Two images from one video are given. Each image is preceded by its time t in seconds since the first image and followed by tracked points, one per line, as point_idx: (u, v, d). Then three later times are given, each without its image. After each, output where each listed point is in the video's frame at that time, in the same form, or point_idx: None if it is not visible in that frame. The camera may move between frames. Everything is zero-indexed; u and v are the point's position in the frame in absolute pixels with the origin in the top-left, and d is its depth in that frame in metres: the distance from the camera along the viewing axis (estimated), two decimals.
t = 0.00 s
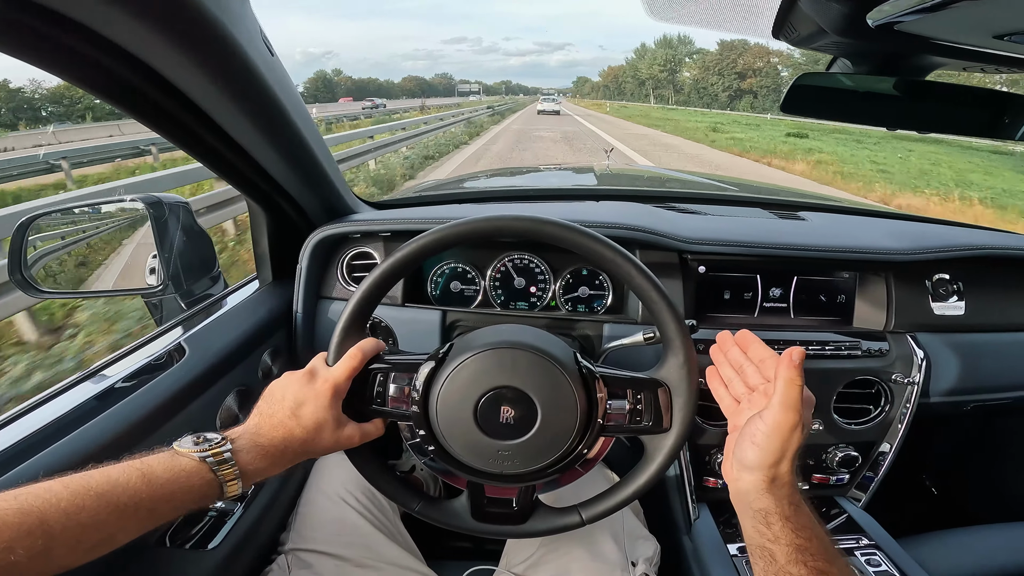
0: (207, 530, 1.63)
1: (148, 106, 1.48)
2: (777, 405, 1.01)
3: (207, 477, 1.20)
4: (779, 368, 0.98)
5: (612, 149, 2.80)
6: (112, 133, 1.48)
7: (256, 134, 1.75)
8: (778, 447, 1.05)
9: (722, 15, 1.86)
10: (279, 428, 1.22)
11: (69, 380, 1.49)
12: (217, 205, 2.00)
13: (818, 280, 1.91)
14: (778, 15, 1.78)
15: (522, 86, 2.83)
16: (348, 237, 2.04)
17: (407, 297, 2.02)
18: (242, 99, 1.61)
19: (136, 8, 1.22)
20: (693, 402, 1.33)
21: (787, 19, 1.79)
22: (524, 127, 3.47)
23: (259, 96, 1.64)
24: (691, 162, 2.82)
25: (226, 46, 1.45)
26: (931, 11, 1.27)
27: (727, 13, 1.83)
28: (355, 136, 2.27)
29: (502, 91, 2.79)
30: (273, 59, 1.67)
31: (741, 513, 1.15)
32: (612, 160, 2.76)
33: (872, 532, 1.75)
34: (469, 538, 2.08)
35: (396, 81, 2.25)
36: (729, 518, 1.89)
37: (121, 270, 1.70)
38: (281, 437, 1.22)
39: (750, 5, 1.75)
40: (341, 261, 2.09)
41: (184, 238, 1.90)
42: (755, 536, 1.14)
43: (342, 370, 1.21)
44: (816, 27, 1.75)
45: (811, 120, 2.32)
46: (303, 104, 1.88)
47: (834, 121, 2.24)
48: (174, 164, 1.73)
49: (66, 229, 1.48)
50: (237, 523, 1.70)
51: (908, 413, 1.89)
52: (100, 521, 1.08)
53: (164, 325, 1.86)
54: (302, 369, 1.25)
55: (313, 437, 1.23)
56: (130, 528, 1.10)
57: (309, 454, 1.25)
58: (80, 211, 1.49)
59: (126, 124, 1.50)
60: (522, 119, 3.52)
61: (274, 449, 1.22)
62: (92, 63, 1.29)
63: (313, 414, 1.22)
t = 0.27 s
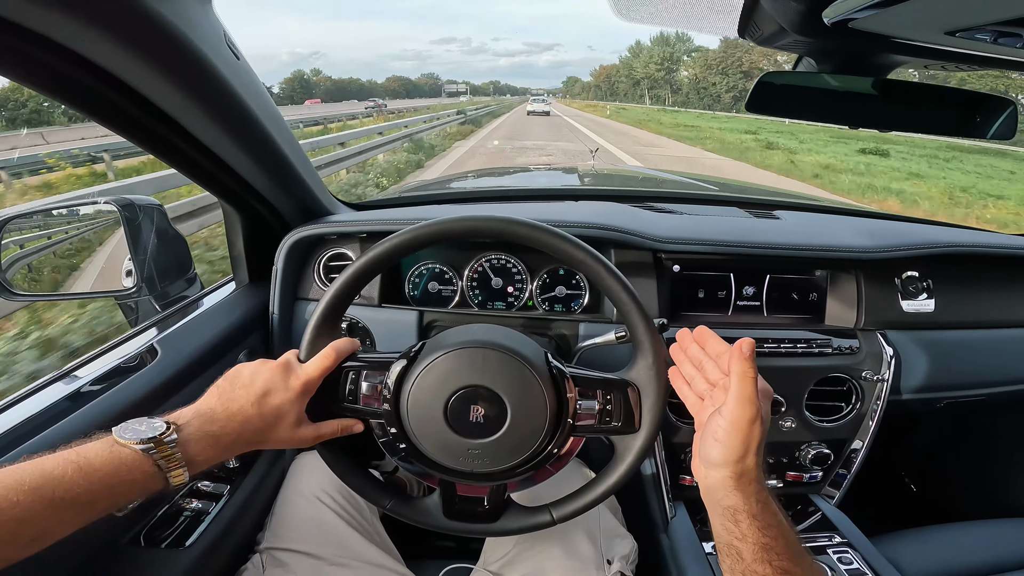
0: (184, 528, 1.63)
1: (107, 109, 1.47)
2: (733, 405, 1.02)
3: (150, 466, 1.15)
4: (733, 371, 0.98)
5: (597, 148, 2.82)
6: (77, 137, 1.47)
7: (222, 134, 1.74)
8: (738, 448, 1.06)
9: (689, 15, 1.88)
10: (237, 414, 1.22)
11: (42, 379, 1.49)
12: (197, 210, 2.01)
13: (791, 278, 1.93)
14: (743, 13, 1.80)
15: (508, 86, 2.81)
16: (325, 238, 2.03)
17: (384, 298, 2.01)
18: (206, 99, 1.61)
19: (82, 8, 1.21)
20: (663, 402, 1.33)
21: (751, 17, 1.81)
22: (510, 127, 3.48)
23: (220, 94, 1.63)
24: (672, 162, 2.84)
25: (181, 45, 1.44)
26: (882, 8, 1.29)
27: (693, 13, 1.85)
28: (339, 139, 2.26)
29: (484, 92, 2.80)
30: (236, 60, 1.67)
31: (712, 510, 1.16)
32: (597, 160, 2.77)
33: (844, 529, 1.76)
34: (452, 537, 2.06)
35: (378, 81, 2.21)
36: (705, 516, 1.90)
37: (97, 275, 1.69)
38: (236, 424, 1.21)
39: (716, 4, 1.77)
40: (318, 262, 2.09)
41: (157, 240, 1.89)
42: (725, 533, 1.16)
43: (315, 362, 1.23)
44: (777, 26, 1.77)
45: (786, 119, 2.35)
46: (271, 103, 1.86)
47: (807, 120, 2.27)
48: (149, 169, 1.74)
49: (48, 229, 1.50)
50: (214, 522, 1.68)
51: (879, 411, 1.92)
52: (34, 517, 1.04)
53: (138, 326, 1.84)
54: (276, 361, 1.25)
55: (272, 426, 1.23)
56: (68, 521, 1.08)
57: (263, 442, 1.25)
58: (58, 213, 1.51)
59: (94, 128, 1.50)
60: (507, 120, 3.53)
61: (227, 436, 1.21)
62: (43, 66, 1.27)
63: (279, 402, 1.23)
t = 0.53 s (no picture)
0: (179, 533, 1.62)
1: (100, 112, 1.47)
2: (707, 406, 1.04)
3: (132, 465, 1.14)
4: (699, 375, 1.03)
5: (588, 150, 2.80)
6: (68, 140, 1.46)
7: (212, 137, 1.73)
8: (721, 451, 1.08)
9: (678, 18, 1.89)
10: (228, 408, 1.20)
11: (32, 386, 1.47)
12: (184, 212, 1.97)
13: (781, 277, 1.96)
14: (732, 15, 1.82)
15: (495, 87, 2.81)
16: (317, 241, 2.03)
17: (377, 301, 2.02)
18: (197, 102, 1.61)
19: (74, 12, 1.21)
20: (658, 401, 1.35)
21: (738, 20, 1.83)
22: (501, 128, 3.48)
23: (210, 96, 1.62)
24: (662, 163, 2.86)
25: (172, 48, 1.45)
26: (866, 11, 1.31)
27: (682, 15, 1.87)
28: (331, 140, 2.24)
29: (475, 94, 2.80)
30: (229, 64, 1.67)
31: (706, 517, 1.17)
32: (588, 162, 2.77)
33: (837, 526, 1.79)
34: (449, 539, 2.07)
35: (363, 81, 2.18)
36: (699, 514, 1.92)
37: (86, 279, 1.67)
38: (226, 419, 1.19)
39: (704, 7, 1.78)
40: (311, 265, 2.08)
41: (146, 244, 1.88)
42: (719, 533, 1.18)
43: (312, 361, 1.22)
44: (765, 28, 1.79)
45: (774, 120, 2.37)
46: (263, 105, 1.86)
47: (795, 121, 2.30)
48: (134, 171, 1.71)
49: (31, 234, 1.45)
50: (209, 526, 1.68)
51: (869, 407, 1.93)
52: (16, 519, 1.04)
53: (127, 332, 1.81)
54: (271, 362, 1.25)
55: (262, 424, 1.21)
56: (52, 522, 1.07)
57: (249, 442, 1.23)
58: (45, 218, 1.46)
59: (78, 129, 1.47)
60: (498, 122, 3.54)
61: (214, 431, 1.20)
62: (30, 67, 1.26)
63: (272, 400, 1.22)
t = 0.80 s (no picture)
0: (172, 534, 1.59)
1: (89, 108, 1.44)
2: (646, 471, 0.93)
3: (116, 466, 1.11)
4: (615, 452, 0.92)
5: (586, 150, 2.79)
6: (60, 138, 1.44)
7: (204, 133, 1.70)
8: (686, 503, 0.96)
9: (678, 12, 1.88)
10: (220, 405, 1.16)
11: (18, 387, 1.43)
12: (175, 214, 1.95)
13: (782, 275, 1.94)
14: (733, 9, 1.80)
15: (492, 87, 2.79)
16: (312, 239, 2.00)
17: (373, 299, 1.99)
18: (187, 98, 1.57)
19: (66, 7, 1.18)
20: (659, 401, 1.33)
21: (739, 14, 1.82)
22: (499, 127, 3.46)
23: (201, 91, 1.59)
24: (662, 161, 2.85)
25: (163, 43, 1.42)
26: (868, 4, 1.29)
27: (682, 10, 1.85)
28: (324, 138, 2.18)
29: (474, 92, 2.79)
30: (221, 59, 1.64)
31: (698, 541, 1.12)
32: (586, 161, 2.76)
33: (840, 526, 1.77)
34: (447, 541, 2.05)
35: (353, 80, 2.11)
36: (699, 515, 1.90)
37: (79, 277, 1.65)
38: (217, 416, 1.16)
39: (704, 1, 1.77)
40: (306, 263, 2.06)
41: (138, 243, 1.85)
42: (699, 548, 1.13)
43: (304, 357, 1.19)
44: (767, 22, 1.78)
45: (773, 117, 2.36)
46: (256, 101, 1.83)
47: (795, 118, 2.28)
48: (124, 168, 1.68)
49: (31, 234, 1.46)
50: (202, 528, 1.65)
51: (870, 406, 1.91)
52: None
53: (118, 331, 1.78)
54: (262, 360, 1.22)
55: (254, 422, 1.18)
56: (35, 525, 1.05)
57: (241, 441, 1.19)
58: (38, 215, 1.46)
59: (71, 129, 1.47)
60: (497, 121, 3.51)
61: (204, 429, 1.16)
62: (16, 62, 1.23)
63: (264, 397, 1.18)
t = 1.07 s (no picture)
0: (161, 532, 1.58)
1: (74, 108, 1.42)
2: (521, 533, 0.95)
3: (99, 459, 1.11)
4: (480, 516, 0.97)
5: (582, 149, 2.82)
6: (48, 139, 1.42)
7: (193, 133, 1.69)
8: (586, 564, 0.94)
9: (669, 11, 1.88)
10: (202, 400, 1.17)
11: (9, 383, 1.43)
12: (168, 216, 1.96)
13: (773, 275, 1.94)
14: (723, 7, 1.80)
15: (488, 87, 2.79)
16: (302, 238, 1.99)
17: (365, 298, 1.98)
18: (174, 99, 1.56)
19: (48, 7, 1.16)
20: (646, 401, 1.33)
21: (728, 12, 1.81)
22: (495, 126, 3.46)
23: (190, 92, 1.58)
24: (656, 160, 2.85)
25: (148, 45, 1.40)
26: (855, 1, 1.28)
27: (673, 8, 1.85)
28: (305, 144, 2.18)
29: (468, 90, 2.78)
30: (207, 58, 1.63)
31: None
32: (582, 160, 2.76)
33: (830, 527, 1.77)
34: (439, 540, 2.05)
35: (343, 80, 2.12)
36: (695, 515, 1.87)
37: (72, 277, 1.65)
38: (200, 410, 1.16)
39: None
40: (297, 262, 2.05)
41: (129, 241, 1.85)
42: None
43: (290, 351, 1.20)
44: (755, 21, 1.78)
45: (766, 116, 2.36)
46: (244, 101, 1.82)
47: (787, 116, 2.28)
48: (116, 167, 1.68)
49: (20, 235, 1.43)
50: (192, 525, 1.64)
51: (861, 406, 1.90)
52: None
53: (108, 330, 1.77)
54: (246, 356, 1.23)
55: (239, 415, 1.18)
56: (17, 518, 1.03)
57: (224, 437, 1.19)
58: (35, 214, 1.46)
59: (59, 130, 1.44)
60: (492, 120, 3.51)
61: (186, 424, 1.16)
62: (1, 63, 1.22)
63: (248, 391, 1.19)
